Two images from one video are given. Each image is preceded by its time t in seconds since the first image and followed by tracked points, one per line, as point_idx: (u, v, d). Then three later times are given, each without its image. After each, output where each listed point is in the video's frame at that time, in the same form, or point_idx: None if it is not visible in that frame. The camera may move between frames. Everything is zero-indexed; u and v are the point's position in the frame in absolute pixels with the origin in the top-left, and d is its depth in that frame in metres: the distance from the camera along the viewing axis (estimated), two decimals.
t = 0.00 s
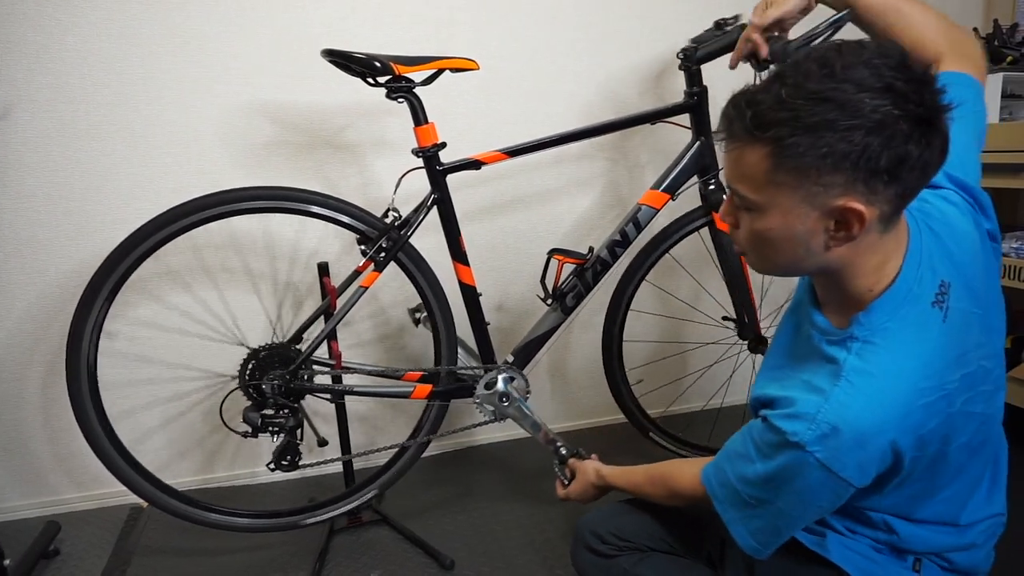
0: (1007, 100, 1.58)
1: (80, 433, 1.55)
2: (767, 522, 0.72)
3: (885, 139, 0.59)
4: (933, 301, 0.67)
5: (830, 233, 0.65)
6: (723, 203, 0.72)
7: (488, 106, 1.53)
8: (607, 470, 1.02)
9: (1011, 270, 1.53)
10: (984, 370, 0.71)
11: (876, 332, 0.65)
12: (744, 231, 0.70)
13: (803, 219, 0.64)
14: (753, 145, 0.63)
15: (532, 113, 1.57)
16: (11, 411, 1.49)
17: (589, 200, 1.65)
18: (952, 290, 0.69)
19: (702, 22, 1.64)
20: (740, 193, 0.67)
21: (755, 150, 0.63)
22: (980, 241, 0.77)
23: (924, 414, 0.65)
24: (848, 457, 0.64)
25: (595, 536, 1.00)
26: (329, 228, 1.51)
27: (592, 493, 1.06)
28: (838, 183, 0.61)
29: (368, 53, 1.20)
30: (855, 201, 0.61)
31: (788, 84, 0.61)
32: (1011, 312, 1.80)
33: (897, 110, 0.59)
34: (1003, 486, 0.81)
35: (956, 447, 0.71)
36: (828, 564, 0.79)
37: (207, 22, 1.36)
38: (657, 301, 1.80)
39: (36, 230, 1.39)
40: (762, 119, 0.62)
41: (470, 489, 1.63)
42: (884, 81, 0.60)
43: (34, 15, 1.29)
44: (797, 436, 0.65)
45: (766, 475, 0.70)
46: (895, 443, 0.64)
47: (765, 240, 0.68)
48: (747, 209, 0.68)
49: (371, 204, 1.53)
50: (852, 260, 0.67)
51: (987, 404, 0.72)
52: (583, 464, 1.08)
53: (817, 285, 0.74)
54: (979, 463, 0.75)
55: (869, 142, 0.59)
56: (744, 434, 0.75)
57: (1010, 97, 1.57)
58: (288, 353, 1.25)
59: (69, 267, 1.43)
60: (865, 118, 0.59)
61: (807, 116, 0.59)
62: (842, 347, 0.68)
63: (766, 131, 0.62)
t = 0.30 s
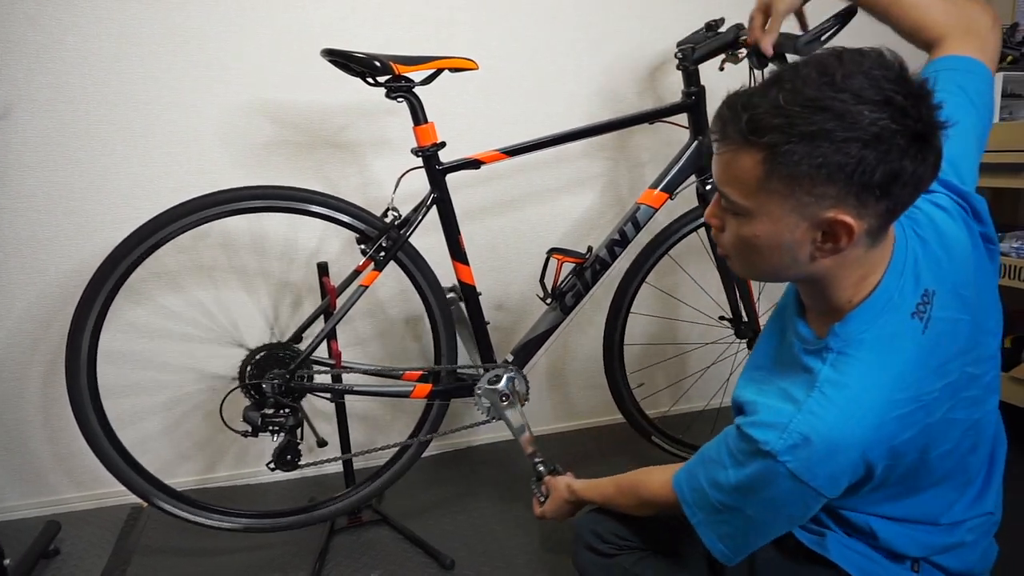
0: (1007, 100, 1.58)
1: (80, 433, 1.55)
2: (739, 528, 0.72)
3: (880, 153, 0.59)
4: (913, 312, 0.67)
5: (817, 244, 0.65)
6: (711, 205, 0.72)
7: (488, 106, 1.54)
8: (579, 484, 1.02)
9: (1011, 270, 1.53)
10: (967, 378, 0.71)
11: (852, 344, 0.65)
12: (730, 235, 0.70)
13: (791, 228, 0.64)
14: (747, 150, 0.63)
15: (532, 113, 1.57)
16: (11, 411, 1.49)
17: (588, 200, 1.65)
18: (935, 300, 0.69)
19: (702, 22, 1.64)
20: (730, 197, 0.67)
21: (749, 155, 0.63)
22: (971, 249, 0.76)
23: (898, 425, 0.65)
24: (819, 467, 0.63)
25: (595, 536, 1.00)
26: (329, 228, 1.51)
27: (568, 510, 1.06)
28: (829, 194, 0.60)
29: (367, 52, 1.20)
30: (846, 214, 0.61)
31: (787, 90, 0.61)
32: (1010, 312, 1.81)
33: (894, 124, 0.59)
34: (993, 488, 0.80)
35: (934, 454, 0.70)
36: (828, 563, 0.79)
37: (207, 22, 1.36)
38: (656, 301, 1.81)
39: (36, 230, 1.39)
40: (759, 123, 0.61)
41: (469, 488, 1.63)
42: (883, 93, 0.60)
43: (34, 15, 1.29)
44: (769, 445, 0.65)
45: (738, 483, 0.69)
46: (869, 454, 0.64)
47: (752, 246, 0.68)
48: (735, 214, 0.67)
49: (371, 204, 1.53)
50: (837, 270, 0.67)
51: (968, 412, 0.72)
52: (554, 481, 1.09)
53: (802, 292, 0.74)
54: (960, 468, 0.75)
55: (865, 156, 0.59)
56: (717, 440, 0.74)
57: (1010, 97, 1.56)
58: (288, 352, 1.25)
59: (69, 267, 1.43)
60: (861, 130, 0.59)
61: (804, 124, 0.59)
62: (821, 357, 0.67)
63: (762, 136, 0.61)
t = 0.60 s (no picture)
0: (1007, 100, 1.56)
1: (81, 432, 1.56)
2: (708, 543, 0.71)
3: (873, 196, 0.55)
4: (881, 330, 0.65)
5: (794, 274, 0.61)
6: (688, 216, 0.67)
7: (488, 106, 1.54)
8: (534, 496, 0.97)
9: (1011, 270, 1.53)
10: (937, 388, 0.69)
11: (821, 365, 0.62)
12: (705, 253, 0.66)
13: (770, 257, 0.60)
14: (736, 175, 0.58)
15: (532, 113, 1.57)
16: (12, 411, 1.49)
17: (588, 200, 1.65)
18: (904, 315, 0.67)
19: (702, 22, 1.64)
20: (710, 215, 0.62)
21: (738, 181, 0.58)
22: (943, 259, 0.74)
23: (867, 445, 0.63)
24: (790, 492, 0.62)
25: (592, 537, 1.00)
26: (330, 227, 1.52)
27: (529, 524, 1.01)
28: (816, 231, 0.56)
29: (366, 52, 1.20)
30: (827, 250, 0.58)
31: (787, 116, 0.56)
32: (1010, 312, 1.81)
33: (891, 168, 0.55)
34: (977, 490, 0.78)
35: (908, 462, 0.69)
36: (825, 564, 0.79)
37: (207, 22, 1.36)
38: (656, 301, 1.80)
39: (36, 230, 1.39)
40: (752, 150, 0.56)
41: (468, 489, 1.63)
42: (885, 131, 0.55)
43: (35, 15, 1.29)
44: (738, 470, 0.63)
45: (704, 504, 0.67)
46: (838, 476, 0.62)
47: (729, 268, 0.64)
48: (714, 234, 0.63)
49: (371, 203, 1.53)
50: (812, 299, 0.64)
51: (938, 421, 0.70)
52: (511, 494, 1.04)
53: (775, 314, 0.71)
54: (939, 473, 0.74)
55: (857, 198, 0.55)
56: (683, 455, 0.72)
57: (1010, 97, 1.56)
58: (287, 351, 1.25)
59: (69, 267, 1.43)
60: (857, 171, 0.54)
61: (800, 157, 0.54)
62: (790, 376, 0.65)
63: (752, 162, 0.56)
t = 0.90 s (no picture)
0: (1007, 100, 1.55)
1: (81, 433, 1.56)
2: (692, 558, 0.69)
3: (820, 230, 0.54)
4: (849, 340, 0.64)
5: (747, 302, 0.60)
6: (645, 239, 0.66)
7: (487, 106, 1.54)
8: (495, 494, 0.84)
9: (1010, 269, 1.52)
10: (914, 391, 0.68)
11: (794, 381, 0.60)
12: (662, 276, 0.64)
13: (722, 286, 0.59)
14: (686, 204, 0.56)
15: (532, 113, 1.57)
16: (12, 411, 1.49)
17: (587, 200, 1.65)
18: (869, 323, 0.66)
19: (702, 22, 1.64)
20: (662, 242, 0.61)
21: (687, 210, 0.57)
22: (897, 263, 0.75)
23: (846, 459, 0.62)
24: (768, 509, 0.60)
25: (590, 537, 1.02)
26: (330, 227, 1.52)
27: (479, 522, 0.89)
28: (763, 262, 0.55)
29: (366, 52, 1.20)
30: (776, 280, 0.57)
31: (733, 149, 0.54)
32: (1010, 311, 1.81)
33: (840, 203, 0.53)
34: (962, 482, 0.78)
35: (888, 471, 0.68)
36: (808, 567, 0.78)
37: (207, 22, 1.36)
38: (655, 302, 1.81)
39: (36, 230, 1.39)
40: (699, 181, 0.55)
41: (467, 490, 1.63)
42: (833, 166, 0.53)
43: (35, 15, 1.29)
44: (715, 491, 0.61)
45: (684, 523, 0.65)
46: (820, 491, 0.60)
47: (684, 293, 0.62)
48: (667, 259, 0.62)
49: (371, 204, 1.53)
50: (771, 325, 0.63)
51: (921, 423, 0.69)
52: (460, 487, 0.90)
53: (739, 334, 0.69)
54: (921, 474, 0.72)
55: (804, 232, 0.53)
56: (655, 471, 0.69)
57: (1011, 97, 1.54)
58: (286, 352, 1.25)
59: (69, 267, 1.43)
60: (803, 206, 0.53)
61: (744, 192, 0.53)
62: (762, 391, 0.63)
63: (700, 192, 0.55)
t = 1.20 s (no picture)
0: (1007, 99, 1.56)
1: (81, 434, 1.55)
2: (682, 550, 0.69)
3: (777, 218, 0.54)
4: (834, 332, 0.64)
5: (720, 294, 0.61)
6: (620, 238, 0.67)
7: (487, 106, 1.54)
8: (489, 459, 0.81)
9: (1010, 269, 1.53)
10: (903, 383, 0.68)
11: (779, 371, 0.61)
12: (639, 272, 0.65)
13: (692, 279, 0.59)
14: (646, 202, 0.57)
15: (532, 113, 1.57)
16: (12, 413, 1.49)
17: (587, 200, 1.65)
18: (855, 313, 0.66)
19: (702, 22, 1.64)
20: (633, 240, 0.62)
21: (648, 209, 0.58)
22: (886, 258, 0.73)
23: (832, 448, 0.62)
24: (752, 497, 0.61)
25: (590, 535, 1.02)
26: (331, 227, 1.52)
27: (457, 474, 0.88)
28: (727, 254, 0.56)
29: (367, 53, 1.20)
30: (743, 270, 0.57)
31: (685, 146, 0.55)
32: (1009, 311, 1.81)
33: (791, 192, 0.54)
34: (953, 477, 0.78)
35: (876, 463, 0.68)
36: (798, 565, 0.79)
37: (206, 23, 1.36)
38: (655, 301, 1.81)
39: (36, 231, 1.39)
40: (656, 181, 0.56)
41: (467, 490, 1.63)
42: (783, 156, 0.54)
43: (35, 17, 1.29)
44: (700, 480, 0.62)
45: (672, 514, 0.66)
46: (802, 481, 0.61)
47: (659, 289, 0.63)
48: (640, 256, 0.62)
49: (372, 204, 1.53)
50: (745, 315, 0.63)
51: (911, 416, 0.69)
52: (449, 441, 0.86)
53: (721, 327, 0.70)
54: (910, 468, 0.72)
55: (761, 222, 0.54)
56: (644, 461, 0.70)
57: (1011, 97, 1.55)
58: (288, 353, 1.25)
59: (69, 268, 1.43)
60: (756, 197, 0.53)
61: (698, 187, 0.53)
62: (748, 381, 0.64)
63: (659, 190, 0.56)
